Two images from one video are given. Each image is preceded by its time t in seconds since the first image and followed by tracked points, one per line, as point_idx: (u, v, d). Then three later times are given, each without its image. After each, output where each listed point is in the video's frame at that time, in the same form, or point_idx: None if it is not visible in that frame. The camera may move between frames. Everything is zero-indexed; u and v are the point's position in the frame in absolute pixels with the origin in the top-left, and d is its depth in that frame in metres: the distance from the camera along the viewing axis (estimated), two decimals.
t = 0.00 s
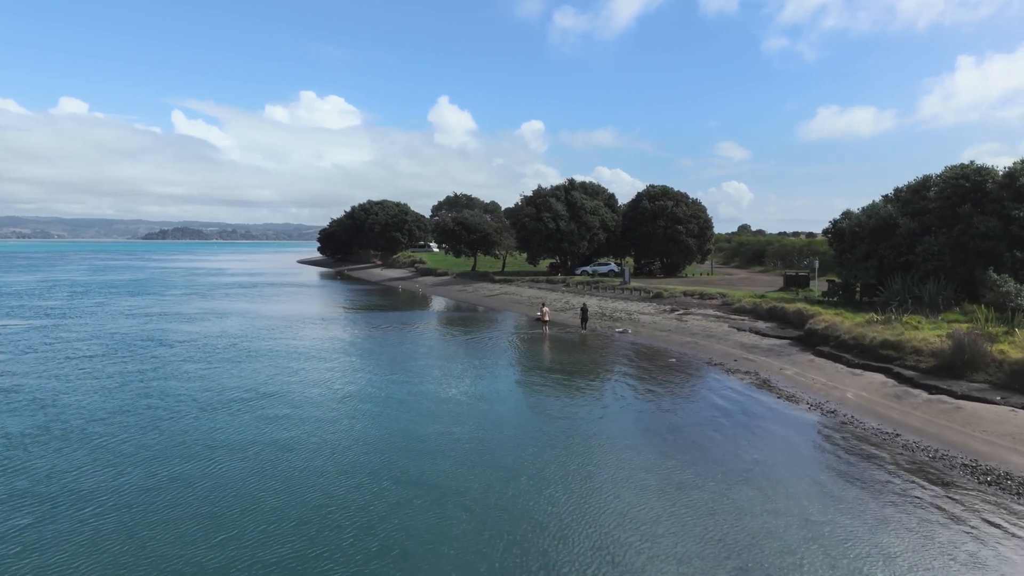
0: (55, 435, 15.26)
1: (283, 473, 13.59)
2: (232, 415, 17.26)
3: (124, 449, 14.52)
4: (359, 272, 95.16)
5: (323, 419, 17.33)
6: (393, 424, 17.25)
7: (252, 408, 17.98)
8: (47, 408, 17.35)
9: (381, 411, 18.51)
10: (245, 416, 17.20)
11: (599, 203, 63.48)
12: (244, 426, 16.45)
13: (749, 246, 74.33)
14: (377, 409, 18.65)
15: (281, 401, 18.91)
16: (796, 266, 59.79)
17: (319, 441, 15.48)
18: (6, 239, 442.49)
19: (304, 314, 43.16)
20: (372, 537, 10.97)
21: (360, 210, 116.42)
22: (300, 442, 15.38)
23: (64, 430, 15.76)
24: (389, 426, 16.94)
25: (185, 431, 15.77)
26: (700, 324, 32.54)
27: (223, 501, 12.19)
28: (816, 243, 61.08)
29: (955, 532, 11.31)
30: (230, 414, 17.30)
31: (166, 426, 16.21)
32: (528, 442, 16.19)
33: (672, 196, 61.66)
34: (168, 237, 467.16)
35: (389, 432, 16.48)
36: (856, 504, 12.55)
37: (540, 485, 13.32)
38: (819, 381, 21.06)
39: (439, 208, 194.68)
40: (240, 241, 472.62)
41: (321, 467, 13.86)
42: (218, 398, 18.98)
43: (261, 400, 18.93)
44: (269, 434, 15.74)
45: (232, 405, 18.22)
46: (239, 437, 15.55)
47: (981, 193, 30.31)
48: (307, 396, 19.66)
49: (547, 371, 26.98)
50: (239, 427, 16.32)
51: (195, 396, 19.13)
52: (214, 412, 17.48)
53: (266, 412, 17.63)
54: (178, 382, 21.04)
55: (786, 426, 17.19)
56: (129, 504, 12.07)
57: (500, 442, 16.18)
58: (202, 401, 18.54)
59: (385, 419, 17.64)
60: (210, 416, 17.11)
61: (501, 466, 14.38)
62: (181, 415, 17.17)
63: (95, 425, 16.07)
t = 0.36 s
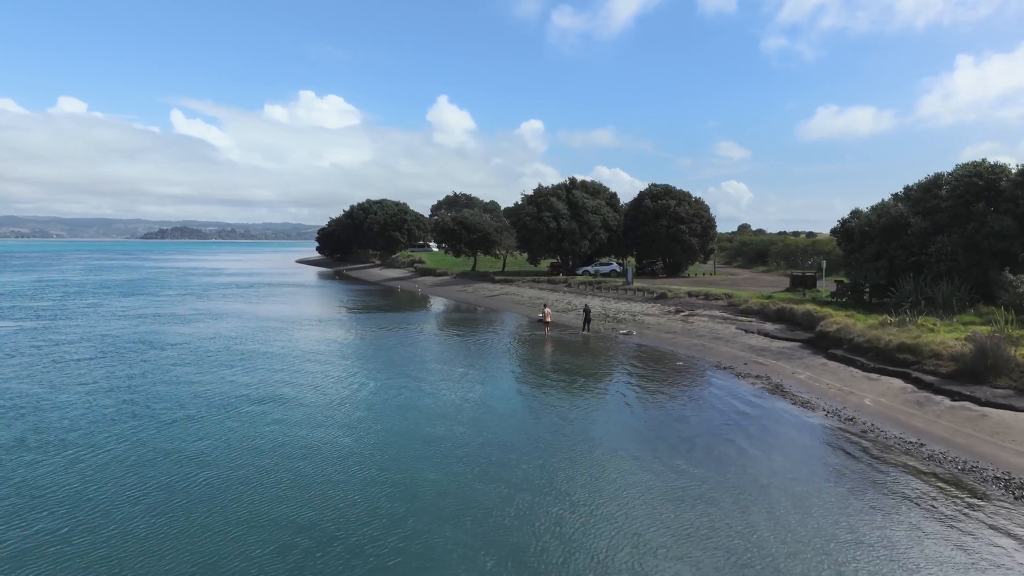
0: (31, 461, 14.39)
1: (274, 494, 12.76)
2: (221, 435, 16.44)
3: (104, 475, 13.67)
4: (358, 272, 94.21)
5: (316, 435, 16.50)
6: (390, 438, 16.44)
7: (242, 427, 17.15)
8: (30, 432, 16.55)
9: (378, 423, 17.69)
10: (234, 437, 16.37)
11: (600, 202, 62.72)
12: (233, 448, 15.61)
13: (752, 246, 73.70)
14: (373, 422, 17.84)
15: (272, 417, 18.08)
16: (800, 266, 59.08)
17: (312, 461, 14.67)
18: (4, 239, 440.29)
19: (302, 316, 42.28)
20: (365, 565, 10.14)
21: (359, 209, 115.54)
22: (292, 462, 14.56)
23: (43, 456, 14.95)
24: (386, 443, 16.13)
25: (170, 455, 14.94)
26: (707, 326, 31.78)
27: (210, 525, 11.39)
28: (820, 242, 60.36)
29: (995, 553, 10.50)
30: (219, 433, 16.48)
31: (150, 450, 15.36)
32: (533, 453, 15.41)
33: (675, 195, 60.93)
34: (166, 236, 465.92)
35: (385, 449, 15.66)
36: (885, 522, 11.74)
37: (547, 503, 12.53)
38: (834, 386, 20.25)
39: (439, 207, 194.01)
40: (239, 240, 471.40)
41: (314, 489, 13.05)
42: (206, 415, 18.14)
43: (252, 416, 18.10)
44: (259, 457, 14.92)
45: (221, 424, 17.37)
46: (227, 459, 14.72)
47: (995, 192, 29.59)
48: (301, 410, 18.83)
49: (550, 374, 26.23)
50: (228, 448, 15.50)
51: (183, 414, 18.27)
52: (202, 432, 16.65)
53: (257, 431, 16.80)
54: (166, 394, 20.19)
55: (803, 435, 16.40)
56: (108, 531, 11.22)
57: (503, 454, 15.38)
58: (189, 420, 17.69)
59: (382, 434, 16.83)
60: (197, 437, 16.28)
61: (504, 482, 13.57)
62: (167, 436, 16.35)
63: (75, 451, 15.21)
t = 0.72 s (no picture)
0: (5, 484, 13.47)
1: (265, 519, 11.94)
2: (211, 450, 15.58)
3: (83, 501, 12.77)
4: (357, 271, 93.27)
5: (310, 447, 15.69)
6: (389, 448, 15.63)
7: (233, 439, 16.30)
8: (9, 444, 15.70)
9: (376, 432, 16.86)
10: (225, 452, 15.52)
11: (602, 200, 61.93)
12: (223, 464, 14.76)
13: (754, 245, 73.07)
14: (371, 431, 17.00)
15: (265, 428, 17.24)
16: (804, 265, 58.41)
17: (307, 477, 13.85)
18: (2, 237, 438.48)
19: (298, 316, 41.42)
20: None
21: (358, 207, 114.59)
22: (285, 480, 13.71)
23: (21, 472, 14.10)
24: (384, 454, 15.26)
25: (155, 476, 14.00)
26: (713, 327, 31.03)
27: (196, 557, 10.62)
28: (824, 241, 59.64)
29: None
30: (208, 450, 15.58)
31: (134, 468, 14.45)
32: (540, 463, 14.66)
33: (677, 193, 60.19)
34: (164, 234, 464.28)
35: (384, 460, 14.83)
36: (918, 541, 11.00)
37: (555, 520, 11.79)
38: (850, 391, 19.49)
39: (438, 205, 193.16)
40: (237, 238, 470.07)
41: (307, 510, 12.22)
42: (195, 427, 17.25)
43: (244, 426, 17.28)
44: (250, 474, 14.09)
45: (210, 437, 16.50)
46: (216, 478, 13.83)
47: (1010, 189, 28.87)
48: (295, 418, 18.00)
49: (553, 376, 25.48)
50: (218, 465, 14.65)
51: (171, 426, 17.38)
52: (190, 448, 15.76)
53: (247, 444, 15.95)
54: (154, 403, 19.31)
55: (822, 442, 15.65)
56: (94, 564, 10.44)
57: (509, 464, 14.64)
58: (178, 433, 16.80)
59: (379, 444, 15.99)
60: (185, 453, 15.39)
61: (509, 496, 12.81)
62: (153, 452, 15.47)
63: (54, 469, 14.30)
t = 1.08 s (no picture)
0: None
1: (255, 540, 11.14)
2: (200, 461, 14.77)
3: (62, 518, 11.96)
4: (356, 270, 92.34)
5: (305, 458, 14.90)
6: (387, 459, 14.83)
7: (224, 450, 15.50)
8: None
9: (373, 441, 16.07)
10: (215, 463, 14.71)
11: (603, 198, 61.12)
12: (212, 476, 13.95)
13: (757, 244, 72.34)
14: (369, 440, 16.21)
15: (258, 437, 16.44)
16: (808, 264, 57.67)
17: (300, 492, 13.04)
18: None
19: (295, 316, 40.55)
20: None
21: (357, 206, 113.67)
22: (277, 493, 12.94)
23: None
24: (383, 466, 14.47)
25: (139, 490, 13.19)
26: (720, 328, 30.25)
27: None
28: (829, 240, 58.86)
29: None
30: (197, 462, 14.77)
31: (118, 481, 13.65)
32: (546, 476, 13.88)
33: (680, 191, 59.41)
34: (163, 233, 462.96)
35: (382, 473, 14.04)
36: (957, 563, 10.22)
37: (561, 539, 11.08)
38: (868, 396, 18.70)
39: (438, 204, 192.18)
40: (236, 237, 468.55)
41: (299, 529, 11.43)
42: (185, 436, 16.45)
43: (235, 435, 16.46)
44: (241, 488, 13.28)
45: (200, 447, 15.69)
46: (204, 492, 13.05)
47: None
48: (289, 426, 17.21)
49: (557, 379, 24.68)
50: (207, 477, 13.84)
51: (160, 434, 16.57)
52: (179, 459, 14.95)
53: (238, 455, 15.14)
54: (143, 410, 18.51)
55: (842, 452, 14.88)
56: None
57: (513, 475, 13.87)
58: (166, 443, 15.98)
59: (377, 454, 15.20)
60: (173, 465, 14.58)
61: (515, 513, 12.05)
62: (139, 463, 14.67)
63: (33, 483, 13.50)
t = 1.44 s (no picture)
0: None
1: (241, 563, 10.33)
2: (186, 474, 13.93)
3: (36, 538, 11.14)
4: (355, 270, 91.53)
5: (298, 471, 14.06)
6: (385, 472, 14.00)
7: (212, 461, 14.66)
8: None
9: (372, 451, 15.30)
10: (202, 475, 13.88)
11: (605, 197, 60.29)
12: (198, 490, 13.12)
13: (760, 243, 71.60)
14: (366, 450, 15.37)
15: (249, 447, 15.61)
16: (813, 264, 56.90)
17: (292, 507, 12.21)
18: None
19: (292, 318, 39.69)
20: None
21: (356, 205, 112.88)
22: (267, 509, 12.15)
23: None
24: (380, 479, 13.64)
25: (121, 505, 12.38)
26: (728, 330, 29.46)
27: None
28: (834, 239, 58.05)
29: None
30: (182, 474, 13.94)
31: (99, 495, 12.83)
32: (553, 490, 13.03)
33: (683, 190, 58.59)
34: (162, 233, 461.98)
35: (379, 486, 13.19)
36: None
37: (570, 560, 10.33)
38: (888, 403, 17.90)
39: (438, 203, 191.57)
40: (235, 237, 467.91)
41: (289, 551, 10.64)
42: (173, 446, 15.62)
43: (226, 445, 15.67)
44: (229, 503, 12.44)
45: (187, 458, 14.85)
46: (190, 507, 12.25)
47: None
48: (282, 436, 16.37)
49: (561, 382, 23.92)
50: (193, 491, 13.01)
51: (146, 444, 15.75)
52: (165, 470, 14.13)
53: (228, 467, 14.31)
54: (130, 418, 17.67)
55: (865, 463, 14.09)
56: None
57: (518, 489, 13.02)
58: (152, 453, 15.14)
59: (375, 466, 14.36)
60: (159, 477, 13.76)
61: (520, 531, 11.29)
62: (124, 475, 13.91)
63: (8, 497, 12.68)
